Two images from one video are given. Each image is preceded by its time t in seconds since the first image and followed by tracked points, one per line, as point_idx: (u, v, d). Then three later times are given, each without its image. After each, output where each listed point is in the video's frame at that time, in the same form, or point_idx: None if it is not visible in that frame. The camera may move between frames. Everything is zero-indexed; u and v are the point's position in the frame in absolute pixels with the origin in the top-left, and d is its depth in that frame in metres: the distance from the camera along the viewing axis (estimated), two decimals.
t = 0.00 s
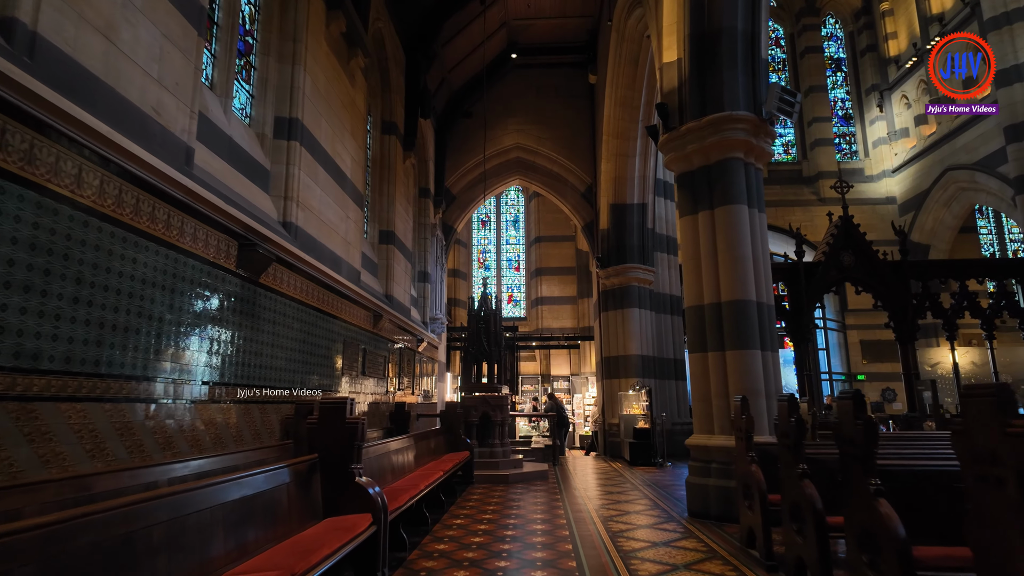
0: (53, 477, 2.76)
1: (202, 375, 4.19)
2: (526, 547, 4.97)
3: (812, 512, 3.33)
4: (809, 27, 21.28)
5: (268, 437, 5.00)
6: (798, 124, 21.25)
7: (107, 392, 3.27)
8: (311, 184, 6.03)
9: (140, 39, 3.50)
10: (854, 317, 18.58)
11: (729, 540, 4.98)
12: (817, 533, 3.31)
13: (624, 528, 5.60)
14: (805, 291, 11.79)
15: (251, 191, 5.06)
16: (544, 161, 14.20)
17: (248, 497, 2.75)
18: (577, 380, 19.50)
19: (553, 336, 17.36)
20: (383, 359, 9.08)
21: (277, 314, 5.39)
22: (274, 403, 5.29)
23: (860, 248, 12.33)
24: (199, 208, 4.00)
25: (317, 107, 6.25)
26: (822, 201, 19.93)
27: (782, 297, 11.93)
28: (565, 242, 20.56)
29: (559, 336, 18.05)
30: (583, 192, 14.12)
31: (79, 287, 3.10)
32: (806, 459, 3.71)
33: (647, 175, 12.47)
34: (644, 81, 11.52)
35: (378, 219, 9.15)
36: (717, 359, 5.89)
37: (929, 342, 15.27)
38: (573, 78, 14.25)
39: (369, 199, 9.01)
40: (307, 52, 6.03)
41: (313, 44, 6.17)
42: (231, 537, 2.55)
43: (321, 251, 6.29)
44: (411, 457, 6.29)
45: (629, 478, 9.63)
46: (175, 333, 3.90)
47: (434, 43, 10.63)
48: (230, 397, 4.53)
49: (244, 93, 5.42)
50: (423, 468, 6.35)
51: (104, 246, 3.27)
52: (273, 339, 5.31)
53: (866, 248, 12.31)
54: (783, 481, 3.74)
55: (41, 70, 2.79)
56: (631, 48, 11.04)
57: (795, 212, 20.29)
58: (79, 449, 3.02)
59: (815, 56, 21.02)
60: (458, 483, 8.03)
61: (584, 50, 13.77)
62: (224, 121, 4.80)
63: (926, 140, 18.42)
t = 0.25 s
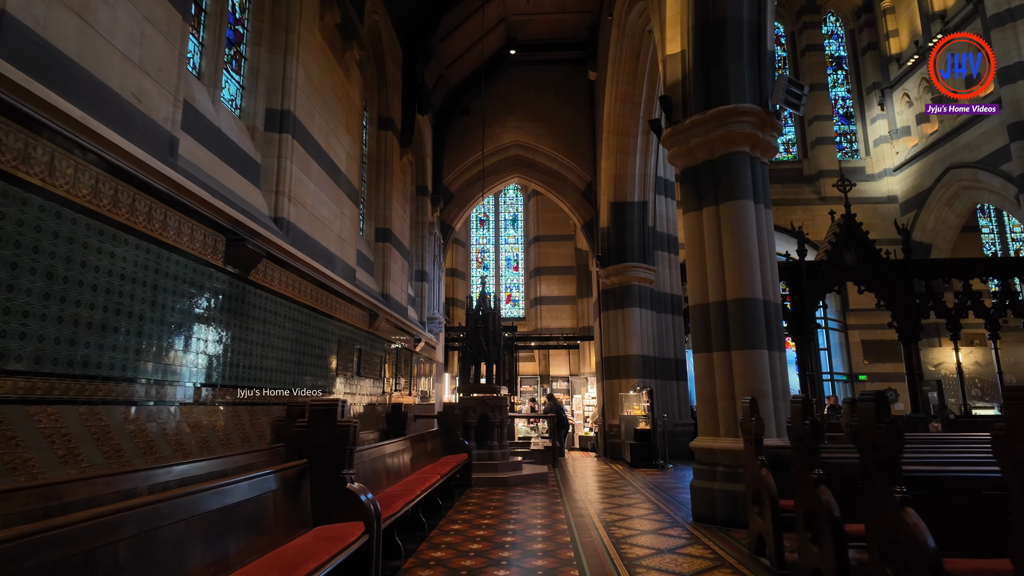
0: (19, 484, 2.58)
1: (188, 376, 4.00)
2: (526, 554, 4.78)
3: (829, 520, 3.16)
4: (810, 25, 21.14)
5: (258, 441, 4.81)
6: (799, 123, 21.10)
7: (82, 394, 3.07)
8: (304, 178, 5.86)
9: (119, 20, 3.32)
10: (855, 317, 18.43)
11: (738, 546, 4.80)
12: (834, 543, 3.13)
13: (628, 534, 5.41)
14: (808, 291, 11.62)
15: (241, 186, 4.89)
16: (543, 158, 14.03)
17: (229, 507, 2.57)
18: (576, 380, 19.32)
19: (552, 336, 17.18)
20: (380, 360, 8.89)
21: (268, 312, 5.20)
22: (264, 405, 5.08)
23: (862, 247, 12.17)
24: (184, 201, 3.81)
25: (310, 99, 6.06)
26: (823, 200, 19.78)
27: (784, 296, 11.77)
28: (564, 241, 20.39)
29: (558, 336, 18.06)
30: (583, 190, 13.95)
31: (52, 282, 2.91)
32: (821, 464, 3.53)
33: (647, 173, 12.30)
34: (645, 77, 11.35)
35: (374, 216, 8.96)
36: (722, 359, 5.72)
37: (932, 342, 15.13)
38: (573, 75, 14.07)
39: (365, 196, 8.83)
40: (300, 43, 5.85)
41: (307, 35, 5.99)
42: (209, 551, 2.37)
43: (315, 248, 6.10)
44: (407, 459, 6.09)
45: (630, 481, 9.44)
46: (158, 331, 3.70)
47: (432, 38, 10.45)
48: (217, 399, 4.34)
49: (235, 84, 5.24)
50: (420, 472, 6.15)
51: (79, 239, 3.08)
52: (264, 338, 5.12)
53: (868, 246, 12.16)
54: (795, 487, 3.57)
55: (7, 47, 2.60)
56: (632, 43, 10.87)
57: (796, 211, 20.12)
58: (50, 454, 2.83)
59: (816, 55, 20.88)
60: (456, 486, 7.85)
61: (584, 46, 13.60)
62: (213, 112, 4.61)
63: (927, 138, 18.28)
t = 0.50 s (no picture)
0: None
1: (172, 373, 3.83)
2: (524, 557, 4.62)
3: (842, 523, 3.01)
4: (810, 23, 21.02)
5: (248, 441, 4.64)
6: (799, 121, 20.98)
7: (55, 391, 2.89)
8: (296, 171, 5.70)
9: None
10: (856, 316, 18.29)
11: (743, 549, 4.65)
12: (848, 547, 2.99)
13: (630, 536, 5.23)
14: (809, 289, 11.47)
15: (229, 177, 4.72)
16: (541, 156, 13.89)
17: (206, 510, 2.40)
18: (575, 380, 19.16)
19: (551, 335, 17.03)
20: (376, 359, 8.72)
21: (259, 308, 5.04)
22: (253, 404, 4.90)
23: (864, 245, 12.03)
24: (167, 191, 3.64)
25: (303, 90, 5.90)
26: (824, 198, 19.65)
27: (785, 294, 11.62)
28: (563, 240, 20.25)
29: (557, 335, 17.97)
30: (582, 187, 13.81)
31: (21, 272, 2.72)
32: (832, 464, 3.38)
33: (647, 170, 12.16)
34: (645, 72, 11.21)
35: (370, 212, 8.80)
36: (726, 356, 5.57)
37: (934, 341, 14.99)
38: (572, 71, 13.92)
39: (360, 192, 8.67)
40: (292, 32, 5.69)
41: (299, 24, 5.83)
42: (184, 558, 2.21)
43: (307, 243, 5.94)
44: (402, 460, 5.93)
45: (630, 481, 9.28)
46: (139, 327, 3.53)
47: (429, 32, 10.29)
48: (203, 398, 4.16)
49: (223, 73, 5.08)
50: (416, 472, 5.99)
51: (51, 227, 2.89)
52: (254, 335, 4.94)
53: (870, 244, 12.01)
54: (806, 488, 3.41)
55: None
56: (631, 38, 10.71)
57: (796, 210, 19.96)
58: (18, 457, 2.63)
59: (816, 53, 20.76)
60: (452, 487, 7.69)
61: (583, 42, 13.43)
62: (199, 100, 4.45)
63: (928, 136, 18.16)
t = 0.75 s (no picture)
0: None
1: (149, 373, 3.62)
2: (520, 564, 4.43)
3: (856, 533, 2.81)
4: (812, 20, 20.82)
5: (232, 444, 4.44)
6: (800, 119, 20.80)
7: (13, 392, 2.69)
8: (284, 164, 5.50)
9: None
10: (858, 315, 18.10)
11: (748, 556, 4.46)
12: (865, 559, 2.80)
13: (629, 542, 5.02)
14: (812, 288, 11.28)
15: (211, 168, 4.52)
16: (540, 152, 13.71)
17: (168, 521, 2.21)
18: (574, 380, 18.97)
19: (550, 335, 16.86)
20: (370, 358, 8.53)
21: (243, 305, 4.83)
22: (237, 405, 4.69)
23: (867, 243, 11.83)
24: (140, 180, 3.44)
25: (291, 80, 5.71)
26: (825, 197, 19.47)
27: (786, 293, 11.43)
28: (562, 239, 20.07)
29: (556, 334, 17.81)
30: (580, 184, 13.62)
31: None
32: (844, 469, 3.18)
33: (648, 166, 11.96)
34: (645, 66, 11.01)
35: (364, 209, 8.61)
36: (730, 355, 5.37)
37: (937, 340, 14.81)
38: (570, 67, 13.72)
39: (354, 188, 8.47)
40: (280, 19, 5.50)
41: (287, 11, 5.64)
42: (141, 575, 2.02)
43: (296, 239, 5.74)
44: (395, 463, 5.73)
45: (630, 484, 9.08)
46: (110, 323, 3.32)
47: (425, 26, 10.08)
48: (182, 399, 3.95)
49: (208, 61, 4.88)
50: (409, 475, 5.79)
51: (7, 215, 2.68)
52: (238, 334, 4.74)
53: (873, 242, 11.81)
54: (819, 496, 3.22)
55: None
56: (631, 31, 10.51)
57: (798, 208, 19.74)
58: None
59: (818, 50, 20.58)
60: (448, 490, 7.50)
61: (583, 37, 13.23)
62: (179, 86, 4.25)
63: (931, 134, 17.99)
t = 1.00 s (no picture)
0: None
1: (127, 373, 3.46)
2: (517, 572, 4.27)
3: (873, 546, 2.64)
4: (813, 18, 20.64)
5: (218, 448, 4.27)
6: (802, 118, 20.65)
7: None
8: (275, 158, 5.34)
9: None
10: (860, 316, 17.94)
11: (754, 564, 4.30)
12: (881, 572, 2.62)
13: (631, 549, 4.83)
14: (814, 288, 11.13)
15: (197, 162, 4.36)
16: (539, 151, 13.55)
17: (132, 535, 2.04)
18: (574, 381, 18.80)
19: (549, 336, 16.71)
20: (366, 359, 8.36)
21: (231, 303, 4.66)
22: (223, 407, 4.51)
23: (870, 242, 11.68)
24: (117, 171, 3.28)
25: (282, 73, 5.55)
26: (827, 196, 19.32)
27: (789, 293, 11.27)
28: (561, 239, 19.91)
29: (556, 335, 17.66)
30: (580, 183, 13.46)
31: None
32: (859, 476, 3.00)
33: (648, 165, 11.81)
34: (646, 63, 10.83)
35: (359, 207, 8.45)
36: (734, 355, 5.21)
37: (941, 341, 14.64)
38: (570, 64, 13.57)
39: (349, 186, 8.31)
40: (271, 10, 5.35)
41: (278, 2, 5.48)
42: None
43: (288, 236, 5.58)
44: (389, 466, 5.56)
45: (631, 487, 8.90)
46: (83, 321, 3.15)
47: (423, 22, 9.92)
48: (163, 401, 3.78)
49: (194, 51, 4.73)
50: (403, 479, 5.61)
51: None
52: (225, 333, 4.57)
53: (876, 242, 11.66)
54: (827, 501, 3.03)
55: None
56: (632, 27, 10.35)
57: (799, 207, 19.54)
58: None
59: (819, 48, 20.42)
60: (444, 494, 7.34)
61: (582, 34, 13.07)
62: (162, 76, 4.09)
63: (934, 133, 17.84)
